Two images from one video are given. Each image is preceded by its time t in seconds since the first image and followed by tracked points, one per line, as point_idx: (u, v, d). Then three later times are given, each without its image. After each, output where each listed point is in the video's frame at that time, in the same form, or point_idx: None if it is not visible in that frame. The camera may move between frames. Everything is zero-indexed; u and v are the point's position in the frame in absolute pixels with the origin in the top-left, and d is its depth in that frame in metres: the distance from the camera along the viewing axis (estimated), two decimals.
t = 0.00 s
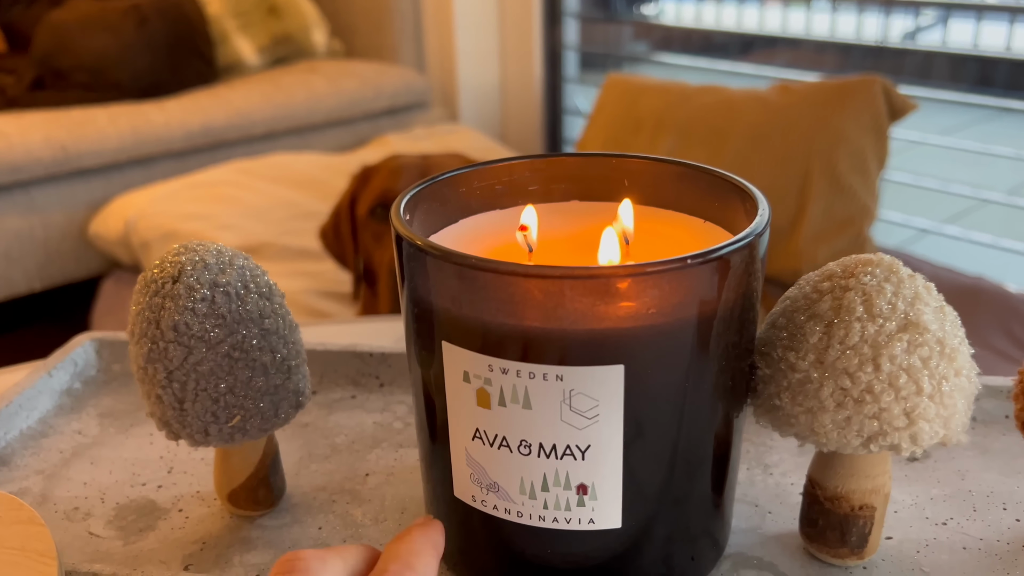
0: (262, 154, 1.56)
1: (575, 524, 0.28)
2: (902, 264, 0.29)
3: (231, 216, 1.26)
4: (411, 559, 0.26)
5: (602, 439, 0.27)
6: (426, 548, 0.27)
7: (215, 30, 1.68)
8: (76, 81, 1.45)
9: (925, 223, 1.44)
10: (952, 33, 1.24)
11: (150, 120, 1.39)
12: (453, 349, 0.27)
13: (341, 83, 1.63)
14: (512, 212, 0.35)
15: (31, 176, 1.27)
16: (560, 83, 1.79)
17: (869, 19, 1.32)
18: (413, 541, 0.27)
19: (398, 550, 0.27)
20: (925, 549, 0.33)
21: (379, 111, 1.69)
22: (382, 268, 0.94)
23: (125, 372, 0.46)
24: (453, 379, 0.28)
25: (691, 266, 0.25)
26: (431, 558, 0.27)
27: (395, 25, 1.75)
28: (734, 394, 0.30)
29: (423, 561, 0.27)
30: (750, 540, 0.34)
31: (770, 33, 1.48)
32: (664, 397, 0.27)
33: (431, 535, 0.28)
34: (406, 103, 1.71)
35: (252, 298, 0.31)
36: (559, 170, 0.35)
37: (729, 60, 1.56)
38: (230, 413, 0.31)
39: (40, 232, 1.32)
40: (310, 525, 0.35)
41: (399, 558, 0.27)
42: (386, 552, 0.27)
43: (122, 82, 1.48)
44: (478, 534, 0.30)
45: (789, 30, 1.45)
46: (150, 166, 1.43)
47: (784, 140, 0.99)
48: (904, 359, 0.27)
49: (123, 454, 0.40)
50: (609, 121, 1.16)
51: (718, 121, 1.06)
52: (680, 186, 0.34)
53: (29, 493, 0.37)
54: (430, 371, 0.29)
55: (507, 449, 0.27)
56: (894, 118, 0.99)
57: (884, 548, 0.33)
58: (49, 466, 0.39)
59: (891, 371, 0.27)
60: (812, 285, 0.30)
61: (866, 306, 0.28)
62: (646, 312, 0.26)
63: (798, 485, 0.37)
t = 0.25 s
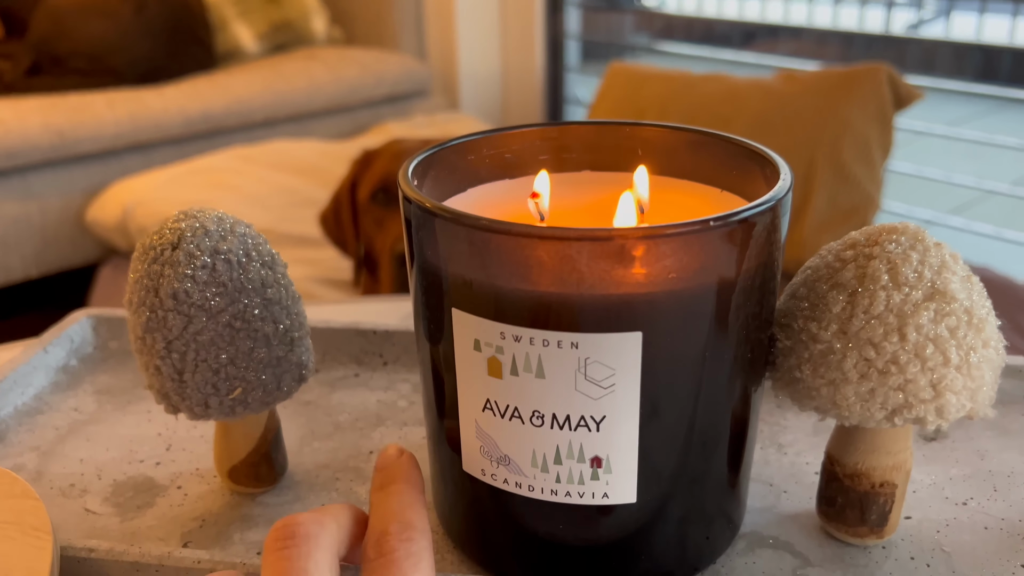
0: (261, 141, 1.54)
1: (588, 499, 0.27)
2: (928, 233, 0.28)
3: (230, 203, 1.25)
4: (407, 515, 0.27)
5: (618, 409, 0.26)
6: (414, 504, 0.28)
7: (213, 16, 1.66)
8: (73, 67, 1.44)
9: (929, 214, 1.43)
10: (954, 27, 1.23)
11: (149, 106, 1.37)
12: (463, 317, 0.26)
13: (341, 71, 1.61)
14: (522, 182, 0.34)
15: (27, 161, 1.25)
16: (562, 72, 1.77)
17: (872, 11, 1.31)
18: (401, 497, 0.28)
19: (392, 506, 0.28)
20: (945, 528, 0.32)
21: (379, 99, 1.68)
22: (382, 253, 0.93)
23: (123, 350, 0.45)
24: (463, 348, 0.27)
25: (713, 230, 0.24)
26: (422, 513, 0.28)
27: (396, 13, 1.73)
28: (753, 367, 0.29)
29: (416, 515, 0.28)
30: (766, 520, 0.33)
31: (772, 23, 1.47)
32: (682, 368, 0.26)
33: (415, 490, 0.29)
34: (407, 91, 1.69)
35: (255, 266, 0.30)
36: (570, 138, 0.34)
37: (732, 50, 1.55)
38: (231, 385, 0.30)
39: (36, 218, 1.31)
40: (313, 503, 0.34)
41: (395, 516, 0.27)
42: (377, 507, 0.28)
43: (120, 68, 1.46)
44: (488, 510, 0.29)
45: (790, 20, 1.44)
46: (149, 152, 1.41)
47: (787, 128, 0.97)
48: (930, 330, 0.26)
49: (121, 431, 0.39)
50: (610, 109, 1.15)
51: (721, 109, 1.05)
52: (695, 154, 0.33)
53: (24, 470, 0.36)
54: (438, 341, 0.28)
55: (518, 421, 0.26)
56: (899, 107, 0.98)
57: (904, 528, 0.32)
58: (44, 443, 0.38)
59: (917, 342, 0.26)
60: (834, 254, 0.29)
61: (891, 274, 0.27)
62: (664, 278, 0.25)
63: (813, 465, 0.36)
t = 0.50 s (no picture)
0: (257, 131, 1.54)
1: (585, 474, 0.27)
2: (928, 209, 0.28)
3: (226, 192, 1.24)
4: (383, 467, 0.27)
5: (616, 383, 0.25)
6: (388, 453, 0.28)
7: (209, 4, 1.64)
8: (68, 55, 1.42)
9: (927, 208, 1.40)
10: (951, 20, 1.24)
11: (144, 94, 1.36)
12: (459, 290, 0.26)
13: (338, 61, 1.61)
14: (519, 159, 0.34)
15: (21, 149, 1.24)
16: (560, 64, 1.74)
17: (871, 5, 1.32)
18: (374, 446, 0.28)
19: (366, 459, 0.27)
20: (943, 507, 0.32)
21: (375, 90, 1.68)
22: (378, 240, 0.94)
23: (117, 331, 0.45)
24: (460, 322, 0.27)
25: (711, 201, 0.24)
26: (397, 462, 0.28)
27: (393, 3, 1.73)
28: (751, 344, 0.29)
29: (392, 467, 0.27)
30: (763, 499, 0.33)
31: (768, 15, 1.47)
32: (680, 342, 0.26)
33: (388, 436, 0.29)
34: (403, 82, 1.69)
35: (250, 242, 0.30)
36: (567, 115, 0.34)
37: (728, 42, 1.55)
38: (225, 361, 0.30)
39: (30, 207, 1.30)
40: (308, 482, 0.34)
41: (370, 470, 0.27)
42: (352, 460, 0.28)
43: (115, 56, 1.45)
44: (485, 487, 0.29)
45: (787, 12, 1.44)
46: (144, 141, 1.41)
47: (785, 120, 0.97)
48: (930, 305, 0.26)
49: (114, 410, 0.38)
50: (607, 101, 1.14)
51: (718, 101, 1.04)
52: (694, 131, 0.33)
53: (17, 448, 0.36)
54: (435, 316, 0.28)
55: (515, 395, 0.26)
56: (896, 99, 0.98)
57: (901, 508, 0.32)
58: (37, 422, 0.37)
59: (917, 317, 0.26)
60: (834, 230, 0.29)
61: (891, 249, 0.26)
62: (662, 250, 0.25)
63: (810, 445, 0.36)
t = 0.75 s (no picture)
0: (254, 123, 1.53)
1: (600, 450, 0.27)
2: (942, 186, 0.28)
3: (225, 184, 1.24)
4: (426, 442, 0.28)
5: (633, 358, 0.25)
6: (434, 428, 0.29)
7: None
8: (64, 47, 1.40)
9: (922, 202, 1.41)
10: (948, 15, 1.23)
11: (141, 86, 1.35)
12: (476, 266, 0.26)
13: (336, 53, 1.60)
14: (532, 139, 0.34)
15: (18, 141, 1.24)
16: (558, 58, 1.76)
17: None
18: (420, 421, 0.29)
19: (411, 432, 0.29)
20: (954, 487, 0.32)
21: (373, 83, 1.67)
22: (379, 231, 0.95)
23: (123, 315, 0.45)
24: (476, 298, 0.27)
25: (729, 175, 0.24)
26: (441, 437, 0.29)
27: None
28: (766, 322, 0.29)
29: (436, 442, 0.28)
30: (775, 479, 0.33)
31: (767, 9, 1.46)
32: (697, 318, 0.26)
33: (435, 410, 0.30)
34: (401, 75, 1.69)
35: (263, 220, 0.30)
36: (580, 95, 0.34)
37: (726, 36, 1.55)
38: (239, 339, 0.30)
39: (27, 199, 1.29)
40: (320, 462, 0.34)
41: (414, 443, 0.28)
42: (398, 432, 0.29)
43: (112, 48, 1.44)
44: (499, 465, 0.29)
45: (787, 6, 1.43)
46: (140, 133, 1.40)
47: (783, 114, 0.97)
48: (945, 281, 0.26)
49: (123, 393, 0.38)
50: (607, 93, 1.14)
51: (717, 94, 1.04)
52: (707, 110, 0.33)
53: (26, 429, 0.36)
54: (450, 294, 0.28)
55: (532, 370, 0.26)
56: (895, 92, 0.98)
57: (913, 487, 0.32)
58: (46, 404, 0.37)
59: (932, 294, 0.26)
60: (849, 208, 0.29)
61: (906, 226, 0.27)
62: (680, 225, 0.25)
63: (821, 427, 0.36)
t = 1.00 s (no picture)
0: (249, 119, 1.52)
1: (616, 450, 0.27)
2: (964, 180, 0.27)
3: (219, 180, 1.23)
4: (449, 454, 0.28)
5: (650, 355, 0.25)
6: (457, 440, 0.28)
7: None
8: (56, 41, 1.38)
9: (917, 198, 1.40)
10: (943, 12, 1.23)
11: (134, 81, 1.34)
12: (489, 261, 0.26)
13: (331, 48, 1.59)
14: (542, 131, 0.33)
15: (10, 136, 1.22)
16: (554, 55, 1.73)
17: None
18: (444, 431, 0.28)
19: (433, 443, 0.28)
20: (971, 486, 0.31)
21: (368, 79, 1.66)
22: (379, 228, 0.93)
23: (121, 311, 0.44)
24: (489, 293, 0.26)
25: (751, 167, 0.23)
26: (464, 449, 0.28)
27: None
28: (784, 318, 0.28)
29: (458, 454, 0.28)
30: (789, 478, 0.32)
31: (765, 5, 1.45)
32: (715, 314, 0.26)
33: (458, 421, 0.29)
34: (397, 70, 1.67)
35: (269, 214, 0.29)
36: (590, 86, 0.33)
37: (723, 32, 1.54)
38: (244, 336, 0.29)
39: (19, 194, 1.28)
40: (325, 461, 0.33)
41: (437, 454, 0.28)
42: (420, 442, 0.28)
43: (105, 42, 1.42)
44: (511, 464, 0.29)
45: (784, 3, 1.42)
46: (134, 128, 1.38)
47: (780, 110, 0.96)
48: (968, 277, 0.25)
49: (122, 391, 0.38)
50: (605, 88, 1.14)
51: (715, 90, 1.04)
52: (722, 102, 0.32)
53: (23, 428, 0.35)
54: (462, 289, 0.28)
55: (546, 368, 0.26)
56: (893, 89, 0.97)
57: (929, 486, 0.32)
58: (43, 402, 0.37)
59: (955, 289, 0.25)
60: (869, 202, 0.28)
61: (928, 221, 0.26)
62: (700, 219, 0.24)
63: (833, 425, 0.35)
